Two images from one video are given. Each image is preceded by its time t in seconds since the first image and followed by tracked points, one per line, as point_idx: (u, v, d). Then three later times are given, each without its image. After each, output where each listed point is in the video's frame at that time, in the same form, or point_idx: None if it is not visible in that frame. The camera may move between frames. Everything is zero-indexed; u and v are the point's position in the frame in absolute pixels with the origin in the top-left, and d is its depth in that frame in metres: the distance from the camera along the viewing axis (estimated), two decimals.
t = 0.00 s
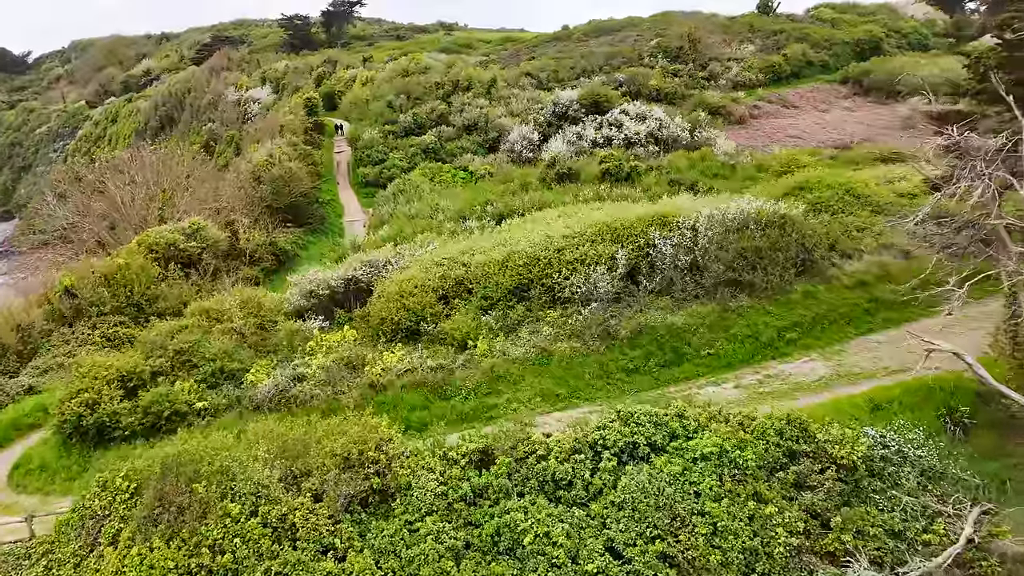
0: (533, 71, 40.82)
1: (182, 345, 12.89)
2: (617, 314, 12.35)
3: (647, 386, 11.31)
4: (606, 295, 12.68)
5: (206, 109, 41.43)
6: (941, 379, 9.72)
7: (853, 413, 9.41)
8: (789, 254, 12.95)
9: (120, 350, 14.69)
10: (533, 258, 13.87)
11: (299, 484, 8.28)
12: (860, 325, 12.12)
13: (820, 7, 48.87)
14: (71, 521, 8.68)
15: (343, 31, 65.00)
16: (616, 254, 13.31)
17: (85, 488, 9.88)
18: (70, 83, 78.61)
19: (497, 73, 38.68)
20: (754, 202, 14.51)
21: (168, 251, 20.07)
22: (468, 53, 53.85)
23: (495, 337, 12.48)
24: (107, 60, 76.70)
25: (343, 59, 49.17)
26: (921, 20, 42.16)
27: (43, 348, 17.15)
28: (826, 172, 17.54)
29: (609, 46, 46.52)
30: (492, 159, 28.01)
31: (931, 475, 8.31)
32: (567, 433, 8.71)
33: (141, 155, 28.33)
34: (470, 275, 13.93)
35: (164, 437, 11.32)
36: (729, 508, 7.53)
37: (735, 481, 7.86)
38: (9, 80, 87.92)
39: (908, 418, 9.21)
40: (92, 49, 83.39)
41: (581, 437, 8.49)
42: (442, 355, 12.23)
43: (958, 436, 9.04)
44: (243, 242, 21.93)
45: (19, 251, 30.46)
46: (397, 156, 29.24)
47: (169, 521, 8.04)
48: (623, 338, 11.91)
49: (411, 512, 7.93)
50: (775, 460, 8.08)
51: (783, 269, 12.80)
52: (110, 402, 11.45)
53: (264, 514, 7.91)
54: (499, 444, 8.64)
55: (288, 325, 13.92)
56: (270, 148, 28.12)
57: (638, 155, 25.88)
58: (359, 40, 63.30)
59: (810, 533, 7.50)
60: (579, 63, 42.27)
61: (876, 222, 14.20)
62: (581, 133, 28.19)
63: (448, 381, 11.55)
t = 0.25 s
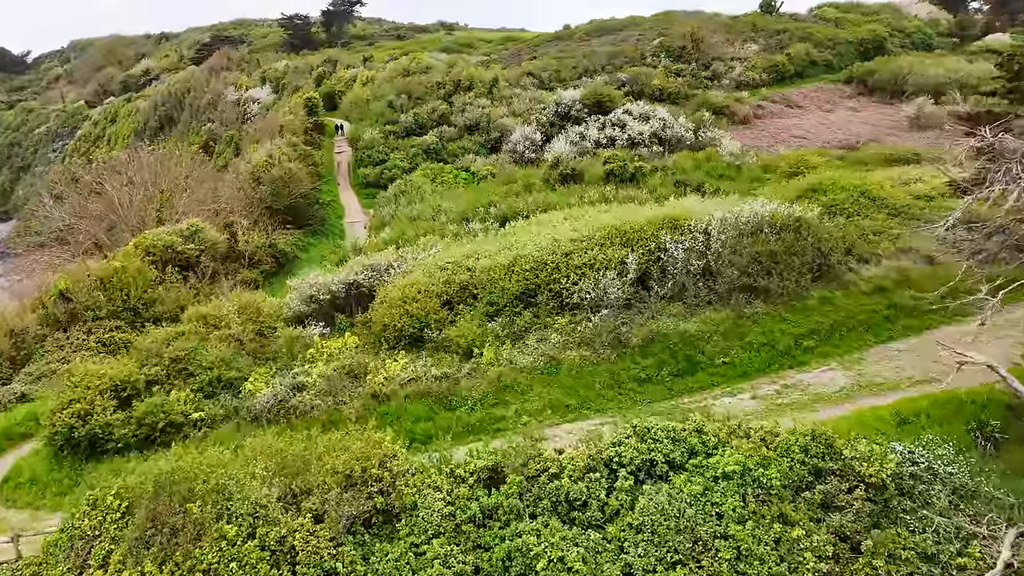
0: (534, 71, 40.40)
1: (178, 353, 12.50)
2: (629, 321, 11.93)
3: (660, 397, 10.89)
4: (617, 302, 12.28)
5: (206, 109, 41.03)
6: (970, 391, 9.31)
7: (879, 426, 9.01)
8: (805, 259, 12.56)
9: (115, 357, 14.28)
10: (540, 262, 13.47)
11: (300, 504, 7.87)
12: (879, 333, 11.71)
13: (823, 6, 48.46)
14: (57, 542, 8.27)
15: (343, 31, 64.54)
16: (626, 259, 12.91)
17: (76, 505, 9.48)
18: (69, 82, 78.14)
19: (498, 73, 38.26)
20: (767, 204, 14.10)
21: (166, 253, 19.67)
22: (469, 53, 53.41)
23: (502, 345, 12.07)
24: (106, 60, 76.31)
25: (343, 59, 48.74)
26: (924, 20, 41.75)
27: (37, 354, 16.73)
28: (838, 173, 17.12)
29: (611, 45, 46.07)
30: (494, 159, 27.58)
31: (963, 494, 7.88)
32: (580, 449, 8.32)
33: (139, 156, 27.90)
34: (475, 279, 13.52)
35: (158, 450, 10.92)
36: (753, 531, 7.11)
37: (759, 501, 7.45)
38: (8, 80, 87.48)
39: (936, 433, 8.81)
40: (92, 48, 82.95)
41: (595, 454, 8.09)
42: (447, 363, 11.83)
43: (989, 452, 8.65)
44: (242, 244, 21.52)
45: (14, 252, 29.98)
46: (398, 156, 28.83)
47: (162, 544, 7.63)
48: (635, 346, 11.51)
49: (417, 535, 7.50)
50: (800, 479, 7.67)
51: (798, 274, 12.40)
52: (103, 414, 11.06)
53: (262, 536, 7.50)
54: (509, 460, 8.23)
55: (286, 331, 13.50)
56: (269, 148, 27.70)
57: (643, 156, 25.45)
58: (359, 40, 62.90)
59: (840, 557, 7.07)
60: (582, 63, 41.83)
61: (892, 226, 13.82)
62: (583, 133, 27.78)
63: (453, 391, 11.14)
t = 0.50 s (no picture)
0: (536, 71, 39.98)
1: (172, 362, 12.08)
2: (640, 329, 11.52)
3: (673, 408, 10.45)
4: (628, 309, 11.86)
5: (205, 109, 40.62)
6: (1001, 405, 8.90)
7: (906, 442, 8.60)
8: (822, 264, 12.15)
9: (109, 365, 13.85)
10: (547, 267, 13.06)
11: (299, 527, 7.45)
12: (900, 341, 11.26)
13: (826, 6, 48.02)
14: (41, 566, 7.81)
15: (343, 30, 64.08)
16: (637, 264, 12.50)
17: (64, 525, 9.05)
18: (68, 82, 77.67)
19: (499, 72, 37.83)
20: (780, 207, 13.69)
21: (163, 256, 19.23)
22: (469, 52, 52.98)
23: (508, 353, 11.64)
24: (106, 59, 75.87)
25: (343, 58, 48.32)
26: (927, 20, 41.30)
27: (29, 361, 16.29)
28: (851, 175, 16.70)
29: (613, 45, 45.63)
30: (496, 160, 27.14)
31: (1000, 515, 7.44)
32: (594, 467, 7.90)
33: (136, 157, 27.46)
34: (480, 284, 13.11)
35: (152, 463, 10.48)
36: (780, 558, 6.65)
37: (786, 526, 7.00)
38: (7, 79, 87.03)
39: (967, 450, 8.40)
40: (91, 48, 82.50)
41: (611, 474, 7.67)
42: (452, 373, 11.41)
43: None
44: (241, 246, 21.08)
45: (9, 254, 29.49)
46: (398, 157, 28.41)
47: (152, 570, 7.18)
48: (647, 355, 11.09)
49: (422, 560, 7.07)
50: (829, 501, 7.23)
51: (815, 280, 11.98)
52: (94, 427, 10.63)
53: (258, 562, 7.06)
54: (520, 480, 7.81)
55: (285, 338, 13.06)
56: (269, 149, 27.28)
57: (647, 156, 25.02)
58: (359, 40, 62.43)
59: None
60: (584, 62, 41.40)
61: (910, 230, 13.39)
62: (586, 133, 27.36)
63: (458, 402, 10.72)
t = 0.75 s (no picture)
0: (538, 70, 39.54)
1: (166, 372, 11.66)
2: (651, 337, 11.09)
3: (687, 421, 10.02)
4: (638, 316, 11.43)
5: (204, 109, 40.19)
6: None
7: (936, 461, 8.19)
8: (839, 270, 11.73)
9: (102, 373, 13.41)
10: (553, 272, 12.64)
11: (297, 553, 7.04)
12: (922, 350, 10.80)
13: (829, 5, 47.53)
14: None
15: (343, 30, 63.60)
16: (647, 269, 12.08)
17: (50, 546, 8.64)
18: (68, 81, 77.20)
19: (501, 72, 37.38)
20: (794, 210, 13.26)
21: (159, 259, 18.79)
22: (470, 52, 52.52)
23: (514, 363, 11.20)
24: (105, 59, 75.42)
25: (343, 58, 47.87)
26: (930, 19, 40.78)
27: (21, 367, 15.85)
28: (864, 177, 16.26)
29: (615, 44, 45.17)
30: (497, 160, 26.69)
31: None
32: (609, 488, 7.49)
33: (132, 157, 27.02)
34: (485, 290, 12.68)
35: (143, 479, 10.06)
36: None
37: (814, 553, 6.57)
38: (6, 79, 86.57)
39: (1000, 469, 7.99)
40: (90, 48, 82.05)
41: (627, 497, 7.25)
42: (456, 383, 10.98)
43: None
44: (239, 249, 20.64)
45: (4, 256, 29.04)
46: (399, 157, 27.97)
47: None
48: (659, 365, 10.66)
49: None
50: (859, 526, 6.79)
51: (832, 286, 11.55)
52: (84, 440, 10.22)
53: None
54: (531, 501, 7.40)
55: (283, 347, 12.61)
56: (267, 149, 26.84)
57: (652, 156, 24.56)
58: (359, 39, 61.96)
59: None
60: (585, 62, 40.93)
61: (929, 234, 12.94)
62: (589, 133, 26.92)
63: (462, 415, 10.30)
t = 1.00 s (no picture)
0: (539, 70, 39.09)
1: (158, 383, 11.22)
2: (663, 347, 10.66)
3: (702, 435, 9.56)
4: (650, 324, 10.99)
5: (203, 109, 39.77)
6: None
7: (970, 481, 7.85)
8: (858, 276, 11.30)
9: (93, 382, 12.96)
10: (560, 277, 12.21)
11: None
12: (946, 360, 10.32)
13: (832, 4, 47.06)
14: None
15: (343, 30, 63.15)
16: (658, 275, 11.65)
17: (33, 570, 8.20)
18: (67, 81, 76.77)
19: (502, 72, 36.94)
20: (809, 214, 12.83)
21: (155, 262, 18.34)
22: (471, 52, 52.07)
23: (520, 373, 10.76)
24: (104, 58, 74.99)
25: (343, 58, 47.42)
26: (934, 19, 40.30)
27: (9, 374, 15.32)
28: (877, 179, 15.83)
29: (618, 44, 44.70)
30: (499, 161, 26.21)
31: None
32: (625, 513, 7.10)
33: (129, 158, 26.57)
34: (489, 296, 12.24)
35: (132, 496, 9.61)
36: None
37: None
38: (5, 79, 86.14)
39: None
40: (90, 47, 81.65)
41: (645, 524, 6.87)
42: (459, 395, 10.55)
43: None
44: (236, 251, 20.17)
45: None
46: (399, 158, 27.51)
47: None
48: (672, 375, 10.22)
49: None
50: (894, 554, 6.30)
51: (851, 293, 11.13)
52: (71, 456, 9.79)
53: None
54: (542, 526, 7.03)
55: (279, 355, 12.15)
56: (266, 150, 26.39)
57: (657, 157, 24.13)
58: (359, 39, 61.53)
59: None
60: (587, 62, 40.44)
61: (949, 238, 12.50)
62: (592, 134, 26.46)
63: (467, 428, 9.87)
